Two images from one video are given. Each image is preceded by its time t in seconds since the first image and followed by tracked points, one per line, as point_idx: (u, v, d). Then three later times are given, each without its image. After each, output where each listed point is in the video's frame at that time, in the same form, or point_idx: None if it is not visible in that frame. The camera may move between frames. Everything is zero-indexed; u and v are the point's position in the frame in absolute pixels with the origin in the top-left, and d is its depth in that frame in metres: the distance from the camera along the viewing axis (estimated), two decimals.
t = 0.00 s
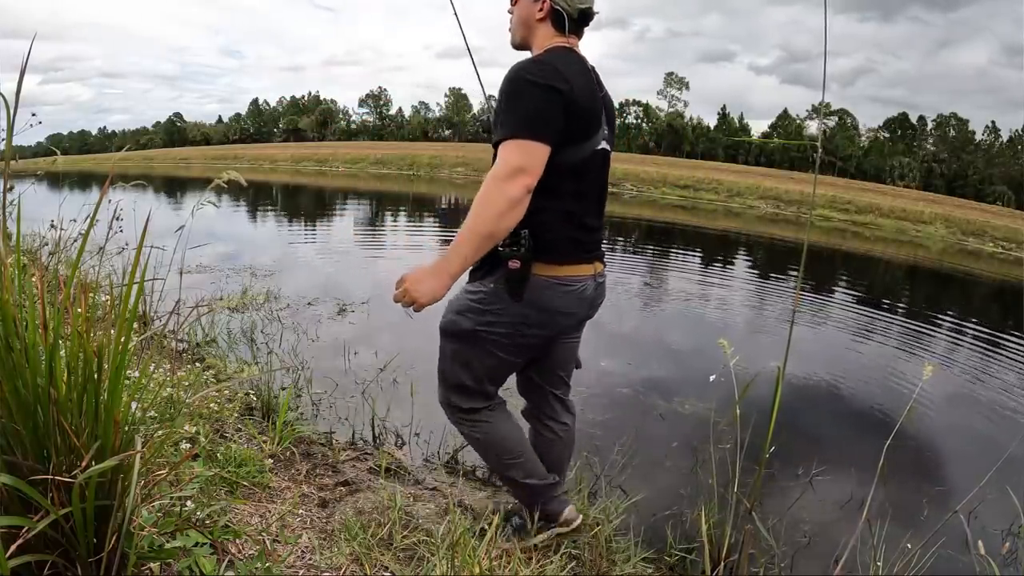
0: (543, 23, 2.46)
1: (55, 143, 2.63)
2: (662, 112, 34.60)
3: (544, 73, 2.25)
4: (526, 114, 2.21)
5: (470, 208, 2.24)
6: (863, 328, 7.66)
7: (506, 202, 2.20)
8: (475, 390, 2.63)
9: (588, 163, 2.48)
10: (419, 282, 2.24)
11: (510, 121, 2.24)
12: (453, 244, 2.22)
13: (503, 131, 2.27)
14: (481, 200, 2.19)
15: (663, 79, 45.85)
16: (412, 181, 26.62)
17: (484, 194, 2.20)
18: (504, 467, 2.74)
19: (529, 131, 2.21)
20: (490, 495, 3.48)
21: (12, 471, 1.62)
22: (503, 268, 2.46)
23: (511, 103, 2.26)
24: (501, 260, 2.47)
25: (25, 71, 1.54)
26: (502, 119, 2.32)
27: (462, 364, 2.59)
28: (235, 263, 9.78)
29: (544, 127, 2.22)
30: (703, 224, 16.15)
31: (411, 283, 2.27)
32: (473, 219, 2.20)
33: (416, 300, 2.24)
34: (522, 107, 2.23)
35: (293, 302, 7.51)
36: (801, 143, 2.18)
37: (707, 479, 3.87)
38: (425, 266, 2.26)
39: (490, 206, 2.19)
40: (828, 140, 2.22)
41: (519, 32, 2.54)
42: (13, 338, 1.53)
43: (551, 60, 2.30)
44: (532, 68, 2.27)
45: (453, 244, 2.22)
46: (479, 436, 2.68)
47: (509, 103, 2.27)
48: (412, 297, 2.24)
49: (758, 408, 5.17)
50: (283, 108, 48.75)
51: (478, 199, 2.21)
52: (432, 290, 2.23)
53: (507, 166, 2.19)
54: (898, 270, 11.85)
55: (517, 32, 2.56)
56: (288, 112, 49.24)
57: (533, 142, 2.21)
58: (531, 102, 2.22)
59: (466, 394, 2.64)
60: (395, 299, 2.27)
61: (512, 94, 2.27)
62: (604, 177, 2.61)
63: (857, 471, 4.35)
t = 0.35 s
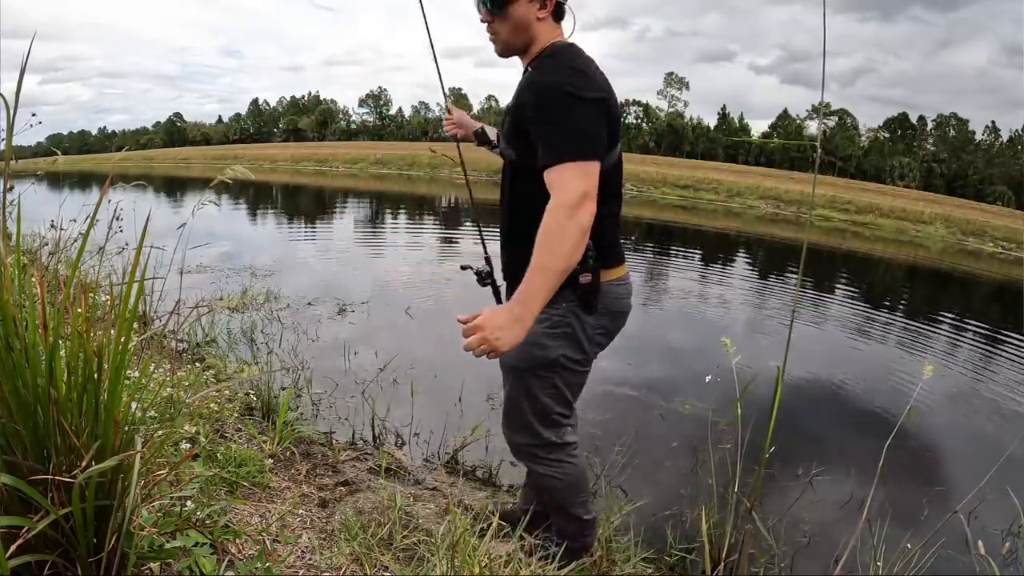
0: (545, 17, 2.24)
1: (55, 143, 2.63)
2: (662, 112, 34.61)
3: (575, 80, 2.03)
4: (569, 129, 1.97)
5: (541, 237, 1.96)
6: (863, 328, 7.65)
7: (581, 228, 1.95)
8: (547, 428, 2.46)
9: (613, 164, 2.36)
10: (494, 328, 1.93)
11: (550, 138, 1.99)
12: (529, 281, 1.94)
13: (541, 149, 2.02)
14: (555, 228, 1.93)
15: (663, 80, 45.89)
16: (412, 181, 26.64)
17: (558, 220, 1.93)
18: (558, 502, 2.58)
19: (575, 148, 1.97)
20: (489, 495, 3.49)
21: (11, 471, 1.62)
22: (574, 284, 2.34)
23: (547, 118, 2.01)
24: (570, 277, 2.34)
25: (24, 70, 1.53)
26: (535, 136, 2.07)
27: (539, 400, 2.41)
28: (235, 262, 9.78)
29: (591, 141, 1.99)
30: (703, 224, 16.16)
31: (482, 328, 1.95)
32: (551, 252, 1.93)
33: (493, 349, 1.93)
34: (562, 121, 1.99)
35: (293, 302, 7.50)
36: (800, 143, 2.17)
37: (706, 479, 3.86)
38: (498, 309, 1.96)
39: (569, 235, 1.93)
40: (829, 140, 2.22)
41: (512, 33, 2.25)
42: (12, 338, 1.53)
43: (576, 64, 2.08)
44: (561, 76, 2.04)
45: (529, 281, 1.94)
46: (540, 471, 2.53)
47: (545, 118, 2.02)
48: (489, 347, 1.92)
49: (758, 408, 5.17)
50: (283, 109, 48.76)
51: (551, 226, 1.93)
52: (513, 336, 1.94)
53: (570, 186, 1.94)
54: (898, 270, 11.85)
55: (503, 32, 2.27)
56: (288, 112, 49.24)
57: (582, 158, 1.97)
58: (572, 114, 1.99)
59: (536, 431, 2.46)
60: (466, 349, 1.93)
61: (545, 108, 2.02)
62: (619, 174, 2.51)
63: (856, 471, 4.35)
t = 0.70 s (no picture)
0: (536, 38, 2.20)
1: (54, 142, 2.63)
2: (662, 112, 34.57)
3: (611, 110, 2.10)
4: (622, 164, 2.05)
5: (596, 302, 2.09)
6: (863, 329, 7.64)
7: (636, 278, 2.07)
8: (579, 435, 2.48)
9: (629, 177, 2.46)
10: (584, 401, 2.14)
11: (603, 177, 2.05)
12: (601, 348, 2.10)
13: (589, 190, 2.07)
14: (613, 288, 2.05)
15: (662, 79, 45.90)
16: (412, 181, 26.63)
17: (612, 280, 2.04)
18: (569, 505, 2.61)
19: (629, 182, 2.05)
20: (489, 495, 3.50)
21: (12, 471, 1.62)
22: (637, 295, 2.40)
23: (597, 162, 2.06)
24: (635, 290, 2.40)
25: (24, 70, 1.53)
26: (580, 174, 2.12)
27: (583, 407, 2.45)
28: (235, 262, 9.78)
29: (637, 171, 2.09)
30: (703, 224, 16.15)
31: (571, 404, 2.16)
32: (615, 312, 2.07)
33: (590, 416, 2.16)
34: (611, 157, 2.06)
35: (293, 302, 7.50)
36: (800, 143, 2.17)
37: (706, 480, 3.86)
38: (578, 384, 2.14)
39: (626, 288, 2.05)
40: (829, 140, 2.21)
41: (518, 71, 2.19)
42: (12, 339, 1.53)
43: (601, 92, 2.14)
44: (595, 110, 2.10)
45: (594, 348, 2.11)
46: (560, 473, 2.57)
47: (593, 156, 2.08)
48: (588, 419, 2.15)
49: (758, 409, 5.17)
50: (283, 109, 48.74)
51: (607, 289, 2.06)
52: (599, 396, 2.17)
53: (622, 236, 2.04)
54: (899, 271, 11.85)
55: (504, 75, 2.19)
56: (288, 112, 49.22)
57: (634, 191, 2.07)
58: (619, 149, 2.06)
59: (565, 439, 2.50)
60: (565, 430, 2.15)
61: (591, 146, 2.08)
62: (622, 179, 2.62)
63: (856, 472, 4.35)
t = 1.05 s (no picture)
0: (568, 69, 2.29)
1: (55, 143, 2.63)
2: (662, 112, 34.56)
3: (635, 147, 2.20)
4: (649, 201, 2.17)
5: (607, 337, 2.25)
6: (863, 329, 7.64)
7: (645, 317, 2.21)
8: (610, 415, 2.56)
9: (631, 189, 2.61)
10: (598, 430, 2.27)
11: (631, 218, 2.15)
12: (612, 380, 2.24)
13: (615, 230, 2.17)
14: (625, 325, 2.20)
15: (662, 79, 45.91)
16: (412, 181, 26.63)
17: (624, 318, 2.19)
18: (581, 497, 2.61)
19: (654, 218, 2.18)
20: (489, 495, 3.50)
21: (12, 472, 1.62)
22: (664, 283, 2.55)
23: (637, 211, 2.16)
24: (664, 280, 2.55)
25: (23, 69, 1.53)
26: (604, 214, 2.20)
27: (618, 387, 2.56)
28: (235, 262, 9.78)
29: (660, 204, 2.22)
30: (703, 224, 16.16)
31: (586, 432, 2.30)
32: (630, 345, 2.22)
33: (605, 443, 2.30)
34: (639, 196, 2.17)
35: (293, 302, 7.50)
36: (801, 143, 2.17)
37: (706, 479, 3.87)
38: (591, 414, 2.28)
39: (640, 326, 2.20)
40: (828, 140, 2.21)
41: (553, 98, 2.23)
42: (12, 339, 1.53)
43: (624, 128, 2.24)
44: (621, 148, 2.20)
45: (605, 379, 2.25)
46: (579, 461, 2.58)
47: (618, 197, 2.17)
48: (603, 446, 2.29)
49: (757, 409, 5.17)
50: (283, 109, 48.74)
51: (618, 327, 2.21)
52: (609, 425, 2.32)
53: (639, 276, 2.18)
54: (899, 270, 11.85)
55: (541, 101, 2.21)
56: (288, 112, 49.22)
57: (658, 224, 2.20)
58: (645, 187, 2.17)
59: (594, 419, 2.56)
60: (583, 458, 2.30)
61: (617, 186, 2.17)
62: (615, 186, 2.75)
63: (857, 472, 4.35)
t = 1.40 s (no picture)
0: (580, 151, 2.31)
1: (54, 143, 2.63)
2: (662, 111, 34.53)
3: (645, 208, 2.38)
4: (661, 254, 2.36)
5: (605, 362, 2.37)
6: (863, 329, 7.64)
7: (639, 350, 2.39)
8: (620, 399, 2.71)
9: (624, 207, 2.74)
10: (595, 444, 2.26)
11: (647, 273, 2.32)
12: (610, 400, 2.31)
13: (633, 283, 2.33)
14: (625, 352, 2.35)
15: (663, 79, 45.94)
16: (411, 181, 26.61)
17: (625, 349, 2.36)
18: (590, 495, 2.69)
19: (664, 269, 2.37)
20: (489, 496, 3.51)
21: (12, 472, 1.62)
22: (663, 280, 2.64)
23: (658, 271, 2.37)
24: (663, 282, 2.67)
25: (23, 69, 1.54)
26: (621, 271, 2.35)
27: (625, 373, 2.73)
28: (235, 262, 9.78)
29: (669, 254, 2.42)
30: (703, 224, 16.15)
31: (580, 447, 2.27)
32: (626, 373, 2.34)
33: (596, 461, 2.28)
34: (654, 250, 2.36)
35: (293, 302, 7.50)
36: (801, 143, 2.17)
37: (707, 480, 3.86)
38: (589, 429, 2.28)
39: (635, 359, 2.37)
40: (829, 140, 2.21)
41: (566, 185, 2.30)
42: (12, 339, 1.53)
43: (633, 188, 2.41)
44: (634, 212, 2.36)
45: (605, 399, 2.30)
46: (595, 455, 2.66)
47: (634, 256, 2.33)
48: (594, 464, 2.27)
49: (757, 409, 5.17)
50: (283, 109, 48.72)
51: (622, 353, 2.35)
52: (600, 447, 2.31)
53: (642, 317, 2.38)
54: (899, 270, 11.84)
55: (555, 190, 2.29)
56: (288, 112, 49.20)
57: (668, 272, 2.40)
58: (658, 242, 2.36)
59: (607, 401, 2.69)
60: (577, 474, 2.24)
61: (632, 245, 2.34)
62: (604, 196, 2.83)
63: (857, 472, 4.36)
